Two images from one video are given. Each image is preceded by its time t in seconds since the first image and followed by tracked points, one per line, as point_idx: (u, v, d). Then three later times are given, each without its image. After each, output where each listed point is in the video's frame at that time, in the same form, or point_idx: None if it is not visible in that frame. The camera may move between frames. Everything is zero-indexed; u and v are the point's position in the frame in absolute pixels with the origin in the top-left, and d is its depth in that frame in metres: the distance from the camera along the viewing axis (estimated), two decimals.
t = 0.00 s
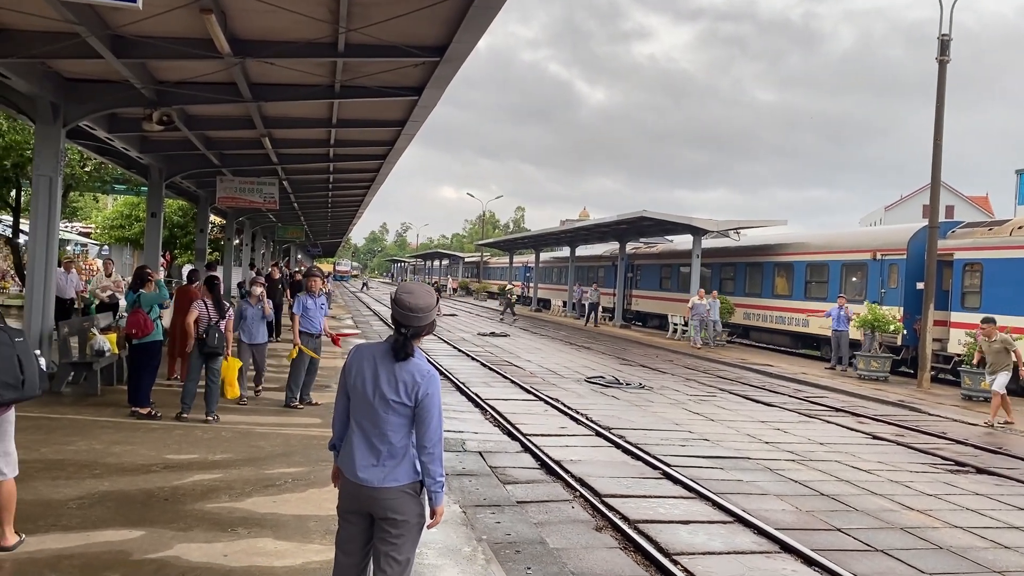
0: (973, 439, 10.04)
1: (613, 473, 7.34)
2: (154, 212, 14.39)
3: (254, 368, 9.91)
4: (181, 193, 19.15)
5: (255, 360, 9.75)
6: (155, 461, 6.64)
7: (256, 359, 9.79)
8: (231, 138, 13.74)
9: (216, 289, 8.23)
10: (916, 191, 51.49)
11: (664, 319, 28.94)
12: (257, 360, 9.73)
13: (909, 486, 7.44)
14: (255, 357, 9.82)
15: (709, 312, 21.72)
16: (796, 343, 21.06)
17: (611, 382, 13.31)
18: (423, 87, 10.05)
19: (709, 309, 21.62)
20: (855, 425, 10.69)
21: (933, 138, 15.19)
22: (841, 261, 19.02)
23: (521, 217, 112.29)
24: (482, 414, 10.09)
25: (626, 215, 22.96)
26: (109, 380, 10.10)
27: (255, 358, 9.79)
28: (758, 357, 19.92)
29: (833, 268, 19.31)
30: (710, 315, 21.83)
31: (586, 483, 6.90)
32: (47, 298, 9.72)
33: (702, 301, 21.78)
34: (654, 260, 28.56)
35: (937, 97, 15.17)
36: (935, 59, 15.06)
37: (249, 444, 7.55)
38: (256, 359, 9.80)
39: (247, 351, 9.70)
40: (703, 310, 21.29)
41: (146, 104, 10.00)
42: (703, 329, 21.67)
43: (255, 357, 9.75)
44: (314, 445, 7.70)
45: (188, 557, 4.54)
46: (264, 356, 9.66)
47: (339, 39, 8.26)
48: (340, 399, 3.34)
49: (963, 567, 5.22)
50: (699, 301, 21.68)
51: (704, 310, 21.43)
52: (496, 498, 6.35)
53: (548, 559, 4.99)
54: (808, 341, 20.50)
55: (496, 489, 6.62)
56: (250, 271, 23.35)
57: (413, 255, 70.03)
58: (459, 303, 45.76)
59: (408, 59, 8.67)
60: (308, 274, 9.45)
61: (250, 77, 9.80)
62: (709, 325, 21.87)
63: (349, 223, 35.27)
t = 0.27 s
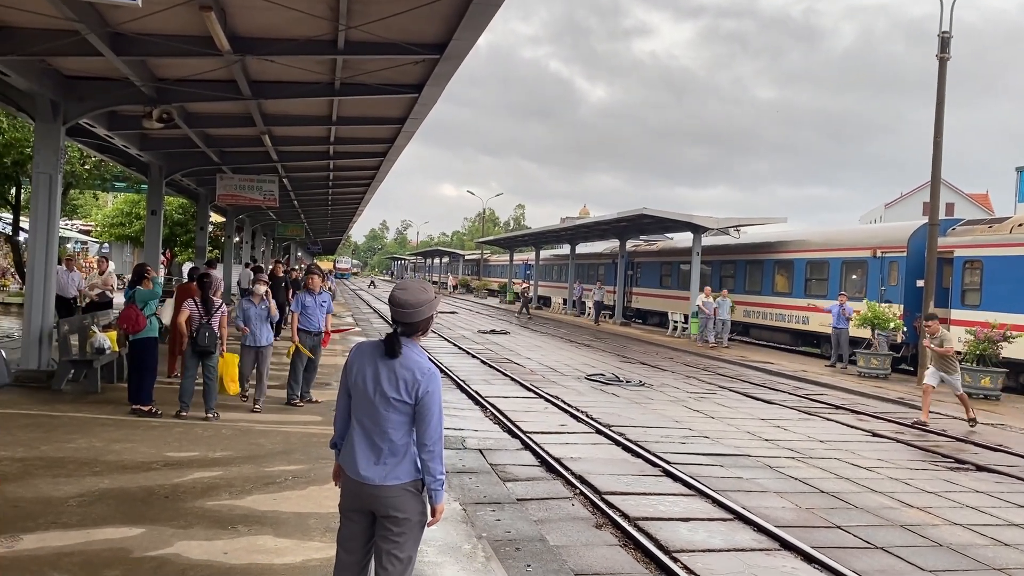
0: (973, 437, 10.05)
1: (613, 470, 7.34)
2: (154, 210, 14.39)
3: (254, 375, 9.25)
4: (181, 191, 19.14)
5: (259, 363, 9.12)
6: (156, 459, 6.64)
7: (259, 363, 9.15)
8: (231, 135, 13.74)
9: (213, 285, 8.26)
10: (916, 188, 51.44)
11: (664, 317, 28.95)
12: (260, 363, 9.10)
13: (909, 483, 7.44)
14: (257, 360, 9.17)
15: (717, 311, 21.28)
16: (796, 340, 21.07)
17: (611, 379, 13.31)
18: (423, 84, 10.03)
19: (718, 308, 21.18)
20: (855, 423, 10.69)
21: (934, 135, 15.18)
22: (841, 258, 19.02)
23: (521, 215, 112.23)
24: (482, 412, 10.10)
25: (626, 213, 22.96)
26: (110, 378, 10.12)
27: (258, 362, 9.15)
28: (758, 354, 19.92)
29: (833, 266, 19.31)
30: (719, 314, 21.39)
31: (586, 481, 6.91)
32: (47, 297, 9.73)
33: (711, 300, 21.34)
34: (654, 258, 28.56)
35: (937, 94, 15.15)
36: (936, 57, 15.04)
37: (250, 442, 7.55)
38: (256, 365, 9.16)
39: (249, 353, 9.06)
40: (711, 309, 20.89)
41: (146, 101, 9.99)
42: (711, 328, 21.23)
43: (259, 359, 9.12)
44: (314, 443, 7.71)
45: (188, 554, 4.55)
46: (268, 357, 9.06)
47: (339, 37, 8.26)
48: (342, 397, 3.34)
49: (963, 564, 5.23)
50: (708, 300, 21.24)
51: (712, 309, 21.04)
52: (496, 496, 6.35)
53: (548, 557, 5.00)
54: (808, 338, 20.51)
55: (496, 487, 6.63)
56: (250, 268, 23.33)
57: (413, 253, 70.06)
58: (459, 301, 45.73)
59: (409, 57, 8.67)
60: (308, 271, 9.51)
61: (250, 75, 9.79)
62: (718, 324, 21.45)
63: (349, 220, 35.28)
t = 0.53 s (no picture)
0: (971, 435, 10.06)
1: (611, 468, 7.35)
2: (153, 207, 14.37)
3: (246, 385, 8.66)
4: (179, 188, 19.12)
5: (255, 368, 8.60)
6: (154, 457, 6.63)
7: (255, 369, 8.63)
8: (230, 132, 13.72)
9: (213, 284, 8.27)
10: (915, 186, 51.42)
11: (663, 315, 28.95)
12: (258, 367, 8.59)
13: (908, 481, 7.45)
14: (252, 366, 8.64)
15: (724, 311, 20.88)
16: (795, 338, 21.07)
17: (609, 377, 13.31)
18: (422, 81, 10.01)
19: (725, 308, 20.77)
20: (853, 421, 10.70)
21: (933, 134, 15.18)
22: (840, 256, 19.03)
23: (519, 213, 112.16)
24: (481, 410, 10.10)
25: (625, 211, 22.96)
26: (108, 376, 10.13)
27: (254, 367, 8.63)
28: (757, 352, 19.93)
29: (832, 264, 19.32)
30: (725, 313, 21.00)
31: (585, 479, 6.91)
32: (45, 295, 9.73)
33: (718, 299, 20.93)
34: (653, 256, 28.55)
35: (936, 92, 15.15)
36: (935, 55, 15.04)
37: (248, 440, 7.54)
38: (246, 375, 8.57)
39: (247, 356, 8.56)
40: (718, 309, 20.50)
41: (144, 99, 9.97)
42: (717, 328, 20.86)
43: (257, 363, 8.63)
44: (312, 440, 7.70)
45: (187, 552, 4.55)
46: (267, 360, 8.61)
47: (338, 34, 8.25)
48: (349, 394, 3.32)
49: (961, 562, 5.24)
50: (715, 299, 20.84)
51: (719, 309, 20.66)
52: (495, 493, 6.36)
53: (547, 555, 5.00)
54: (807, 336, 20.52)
55: (494, 484, 6.63)
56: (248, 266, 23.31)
57: (412, 251, 70.01)
58: (458, 298, 45.70)
59: (408, 54, 8.65)
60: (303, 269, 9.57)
61: (249, 72, 9.77)
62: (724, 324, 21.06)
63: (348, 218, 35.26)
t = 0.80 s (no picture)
0: (970, 435, 10.08)
1: (610, 467, 7.34)
2: (151, 206, 14.36)
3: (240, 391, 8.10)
4: (178, 186, 19.10)
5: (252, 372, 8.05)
6: (152, 455, 6.62)
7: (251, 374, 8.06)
8: (228, 131, 13.70)
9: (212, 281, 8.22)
10: (913, 186, 51.47)
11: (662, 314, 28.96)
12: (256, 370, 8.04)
13: (906, 481, 7.46)
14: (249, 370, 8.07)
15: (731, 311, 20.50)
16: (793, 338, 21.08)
17: (608, 377, 13.32)
18: (421, 80, 10.01)
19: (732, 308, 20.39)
20: (852, 420, 10.70)
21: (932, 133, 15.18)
22: (839, 256, 19.04)
23: (518, 212, 112.17)
24: (480, 409, 10.10)
25: (624, 210, 22.97)
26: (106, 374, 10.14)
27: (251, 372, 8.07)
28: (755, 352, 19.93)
29: (830, 263, 19.34)
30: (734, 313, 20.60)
31: (583, 478, 6.91)
32: (43, 293, 9.74)
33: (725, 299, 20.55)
34: (652, 255, 28.55)
35: (936, 92, 15.15)
36: (934, 55, 15.05)
37: (246, 438, 7.54)
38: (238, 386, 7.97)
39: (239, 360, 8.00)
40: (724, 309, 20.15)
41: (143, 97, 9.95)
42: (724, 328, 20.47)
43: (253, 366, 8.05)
44: (311, 439, 7.69)
45: (184, 551, 4.54)
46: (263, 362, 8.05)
47: (337, 33, 8.24)
48: (337, 390, 3.33)
49: (959, 561, 5.24)
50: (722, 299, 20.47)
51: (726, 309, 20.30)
52: (493, 492, 6.36)
53: (545, 554, 5.00)
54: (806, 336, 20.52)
55: (493, 483, 6.63)
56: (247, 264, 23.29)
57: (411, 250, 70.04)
58: (457, 297, 45.71)
59: (407, 53, 8.64)
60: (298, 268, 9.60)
61: (248, 70, 9.76)
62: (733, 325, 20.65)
63: (347, 217, 35.25)
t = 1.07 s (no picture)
0: (969, 434, 10.09)
1: (610, 466, 7.35)
2: (150, 204, 14.35)
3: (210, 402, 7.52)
4: (178, 185, 19.09)
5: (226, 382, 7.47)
6: (152, 454, 6.63)
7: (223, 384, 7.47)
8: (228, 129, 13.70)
9: (212, 281, 8.18)
10: (913, 186, 51.48)
11: (661, 313, 28.97)
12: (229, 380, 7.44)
13: (905, 480, 7.47)
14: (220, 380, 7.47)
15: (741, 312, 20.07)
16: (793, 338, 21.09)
17: (608, 376, 13.32)
18: (421, 79, 10.01)
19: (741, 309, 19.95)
20: (851, 420, 10.71)
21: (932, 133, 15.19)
22: (838, 255, 19.05)
23: (518, 211, 112.15)
24: (479, 408, 10.10)
25: (624, 209, 22.96)
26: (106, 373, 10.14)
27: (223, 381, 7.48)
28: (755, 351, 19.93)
29: (830, 263, 19.34)
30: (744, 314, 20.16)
31: (583, 477, 6.91)
32: (43, 291, 9.74)
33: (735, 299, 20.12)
34: (652, 254, 28.55)
35: (936, 92, 15.16)
36: (934, 55, 15.05)
37: (246, 437, 7.54)
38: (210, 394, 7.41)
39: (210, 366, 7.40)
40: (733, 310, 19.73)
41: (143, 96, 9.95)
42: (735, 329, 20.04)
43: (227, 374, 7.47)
44: (311, 438, 7.70)
45: (185, 549, 4.54)
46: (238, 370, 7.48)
47: (338, 32, 8.24)
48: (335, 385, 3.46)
49: (959, 561, 5.25)
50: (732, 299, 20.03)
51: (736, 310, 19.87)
52: (493, 491, 6.36)
53: (546, 553, 5.00)
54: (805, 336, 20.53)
55: (493, 483, 6.63)
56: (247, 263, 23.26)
57: (411, 249, 70.02)
58: (456, 297, 45.70)
59: (407, 52, 8.64)
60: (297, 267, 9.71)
61: (248, 69, 9.76)
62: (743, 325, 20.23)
63: (347, 216, 35.24)
